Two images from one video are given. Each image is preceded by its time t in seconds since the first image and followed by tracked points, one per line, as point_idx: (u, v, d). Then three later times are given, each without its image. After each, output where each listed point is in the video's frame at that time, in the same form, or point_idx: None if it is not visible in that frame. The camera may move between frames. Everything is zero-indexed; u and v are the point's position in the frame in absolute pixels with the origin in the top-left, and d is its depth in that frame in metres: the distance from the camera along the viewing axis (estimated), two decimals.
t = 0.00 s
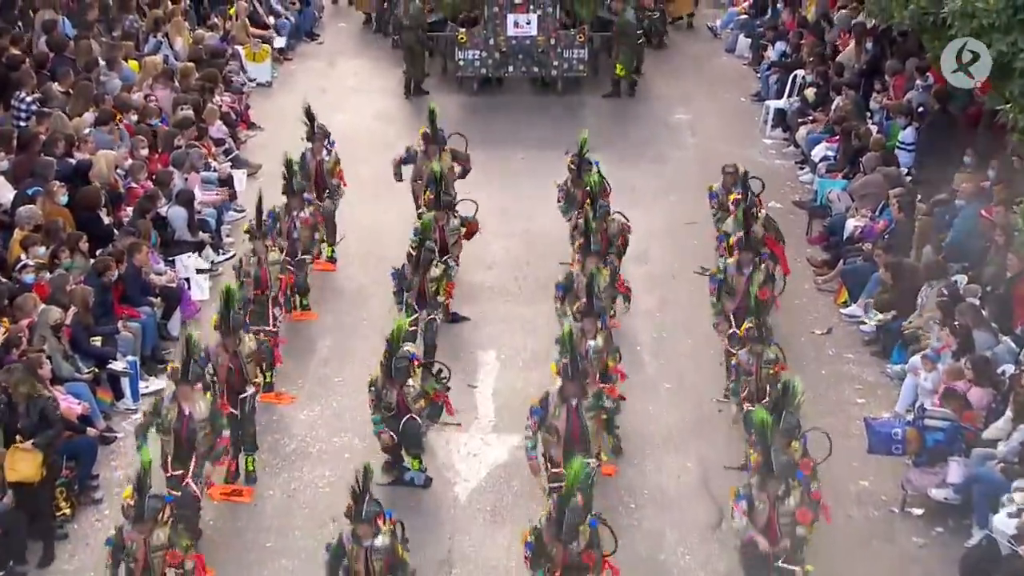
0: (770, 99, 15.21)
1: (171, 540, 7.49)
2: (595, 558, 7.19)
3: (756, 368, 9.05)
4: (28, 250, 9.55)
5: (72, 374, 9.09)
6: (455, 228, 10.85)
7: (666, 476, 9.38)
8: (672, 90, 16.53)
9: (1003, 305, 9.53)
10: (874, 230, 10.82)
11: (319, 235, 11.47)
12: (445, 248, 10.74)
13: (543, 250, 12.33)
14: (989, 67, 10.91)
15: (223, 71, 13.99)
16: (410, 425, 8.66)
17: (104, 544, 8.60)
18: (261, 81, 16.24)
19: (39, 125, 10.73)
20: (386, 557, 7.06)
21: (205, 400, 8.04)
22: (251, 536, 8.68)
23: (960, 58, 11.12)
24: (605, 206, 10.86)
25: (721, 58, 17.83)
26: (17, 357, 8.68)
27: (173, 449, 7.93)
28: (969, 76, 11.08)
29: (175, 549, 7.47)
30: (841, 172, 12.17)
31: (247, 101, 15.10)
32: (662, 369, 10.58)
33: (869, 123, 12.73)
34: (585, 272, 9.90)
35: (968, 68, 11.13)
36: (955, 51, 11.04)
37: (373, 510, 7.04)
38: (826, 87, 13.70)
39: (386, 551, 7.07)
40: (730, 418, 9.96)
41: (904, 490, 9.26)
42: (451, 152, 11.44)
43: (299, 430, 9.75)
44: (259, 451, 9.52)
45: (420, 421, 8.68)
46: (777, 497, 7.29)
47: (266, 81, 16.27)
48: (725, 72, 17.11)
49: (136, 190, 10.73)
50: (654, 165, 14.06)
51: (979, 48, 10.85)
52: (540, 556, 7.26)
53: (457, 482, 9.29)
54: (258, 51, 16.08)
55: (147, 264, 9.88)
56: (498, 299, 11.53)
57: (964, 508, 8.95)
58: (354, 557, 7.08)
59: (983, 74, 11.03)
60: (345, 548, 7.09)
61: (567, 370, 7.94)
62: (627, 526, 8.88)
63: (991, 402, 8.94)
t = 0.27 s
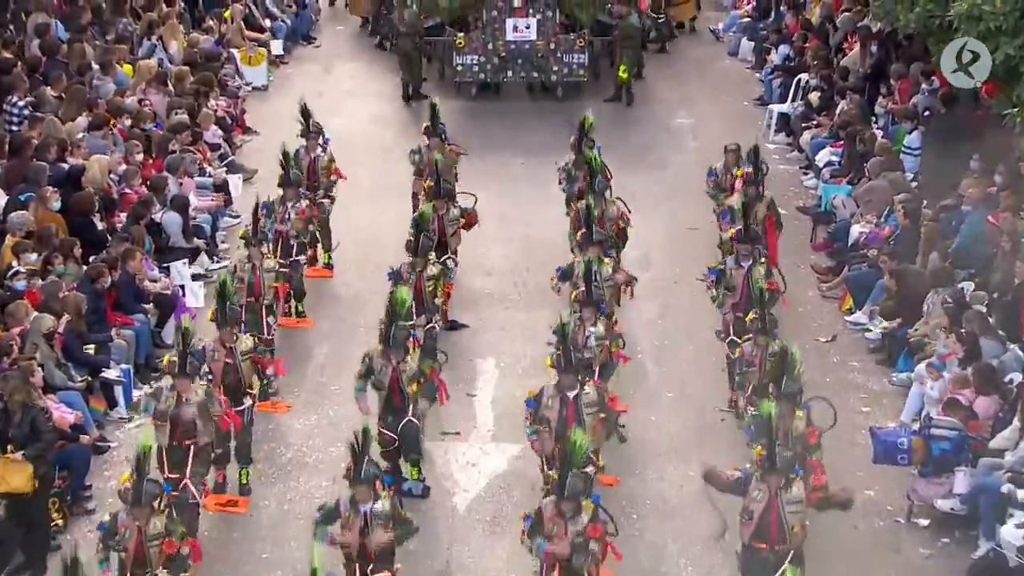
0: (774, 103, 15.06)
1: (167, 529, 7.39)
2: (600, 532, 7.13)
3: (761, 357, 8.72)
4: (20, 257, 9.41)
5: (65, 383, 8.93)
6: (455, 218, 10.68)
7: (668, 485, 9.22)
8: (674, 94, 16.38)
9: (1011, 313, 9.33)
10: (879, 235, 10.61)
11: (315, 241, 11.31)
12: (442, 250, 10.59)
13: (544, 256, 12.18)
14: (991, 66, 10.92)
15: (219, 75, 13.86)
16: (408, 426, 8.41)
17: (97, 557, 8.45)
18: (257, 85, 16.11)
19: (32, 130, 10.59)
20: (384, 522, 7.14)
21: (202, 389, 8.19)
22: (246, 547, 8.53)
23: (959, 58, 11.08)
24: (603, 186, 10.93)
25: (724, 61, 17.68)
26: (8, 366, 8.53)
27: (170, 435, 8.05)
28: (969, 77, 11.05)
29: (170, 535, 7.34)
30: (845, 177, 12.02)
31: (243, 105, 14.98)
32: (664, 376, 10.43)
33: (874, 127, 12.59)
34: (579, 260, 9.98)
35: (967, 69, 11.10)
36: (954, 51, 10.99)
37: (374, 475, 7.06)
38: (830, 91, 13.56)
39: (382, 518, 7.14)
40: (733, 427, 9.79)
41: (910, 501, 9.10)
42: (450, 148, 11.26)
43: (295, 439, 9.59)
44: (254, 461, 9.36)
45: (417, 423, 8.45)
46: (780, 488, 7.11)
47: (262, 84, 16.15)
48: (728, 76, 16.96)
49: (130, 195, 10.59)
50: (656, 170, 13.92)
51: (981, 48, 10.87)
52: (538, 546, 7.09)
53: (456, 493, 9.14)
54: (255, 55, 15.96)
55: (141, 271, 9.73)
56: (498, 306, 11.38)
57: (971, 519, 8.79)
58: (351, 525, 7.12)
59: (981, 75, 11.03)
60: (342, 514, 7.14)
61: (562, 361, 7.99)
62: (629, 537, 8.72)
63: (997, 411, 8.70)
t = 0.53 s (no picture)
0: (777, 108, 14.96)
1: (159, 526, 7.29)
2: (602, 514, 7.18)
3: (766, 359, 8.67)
4: (14, 263, 9.28)
5: (59, 392, 8.81)
6: (453, 214, 10.62)
7: (669, 494, 9.09)
8: (676, 98, 16.27)
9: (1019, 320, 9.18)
10: (884, 242, 10.55)
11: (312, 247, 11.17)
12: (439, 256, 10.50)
13: (544, 262, 12.07)
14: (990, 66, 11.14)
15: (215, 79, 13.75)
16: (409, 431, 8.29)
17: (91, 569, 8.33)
18: (254, 90, 16.01)
19: (26, 135, 10.47)
20: (383, 513, 7.24)
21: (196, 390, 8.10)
22: (241, 559, 8.40)
23: (959, 58, 11.30)
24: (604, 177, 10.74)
25: (727, 65, 17.58)
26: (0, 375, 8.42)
27: (166, 439, 7.95)
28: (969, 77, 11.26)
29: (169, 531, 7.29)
30: (849, 183, 11.90)
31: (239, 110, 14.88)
32: (666, 384, 10.30)
33: (879, 132, 12.44)
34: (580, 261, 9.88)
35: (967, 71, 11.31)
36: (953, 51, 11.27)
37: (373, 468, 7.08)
38: (834, 95, 13.45)
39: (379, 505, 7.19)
40: (736, 436, 9.66)
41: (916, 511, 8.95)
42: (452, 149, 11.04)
43: (292, 447, 9.46)
44: (251, 470, 9.22)
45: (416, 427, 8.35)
46: (784, 498, 6.99)
47: (258, 89, 16.08)
48: (732, 81, 16.84)
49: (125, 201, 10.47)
50: (658, 175, 13.80)
51: (981, 47, 11.09)
52: (535, 537, 7.16)
53: (456, 503, 9.01)
54: (251, 59, 15.86)
55: (136, 278, 9.60)
56: (497, 313, 11.26)
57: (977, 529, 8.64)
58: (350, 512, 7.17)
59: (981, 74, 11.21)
60: (344, 502, 7.18)
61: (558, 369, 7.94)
62: (630, 548, 8.59)
63: (1004, 420, 8.53)
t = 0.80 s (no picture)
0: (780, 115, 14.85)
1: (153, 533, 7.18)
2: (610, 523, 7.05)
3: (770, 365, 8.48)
4: (7, 273, 9.15)
5: (52, 404, 8.65)
6: (450, 218, 10.47)
7: (672, 506, 8.93)
8: (677, 106, 16.15)
9: None
10: (889, 251, 10.40)
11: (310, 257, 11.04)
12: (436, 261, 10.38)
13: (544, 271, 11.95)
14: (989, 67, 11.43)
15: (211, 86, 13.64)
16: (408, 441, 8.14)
17: None
18: (250, 97, 15.90)
19: (19, 143, 10.35)
20: (382, 525, 7.10)
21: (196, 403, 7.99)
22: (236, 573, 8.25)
23: (959, 59, 11.52)
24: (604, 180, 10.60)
25: (729, 72, 17.47)
26: None
27: (160, 451, 7.85)
28: (970, 76, 11.41)
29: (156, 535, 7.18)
30: (854, 192, 11.77)
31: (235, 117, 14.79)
32: (667, 395, 10.16)
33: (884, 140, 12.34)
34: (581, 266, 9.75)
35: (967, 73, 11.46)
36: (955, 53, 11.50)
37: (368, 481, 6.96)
38: (837, 103, 13.35)
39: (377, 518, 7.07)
40: (739, 449, 9.52)
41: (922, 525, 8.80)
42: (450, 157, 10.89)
43: (288, 460, 9.32)
44: (246, 483, 9.08)
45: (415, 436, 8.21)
46: (791, 513, 6.86)
47: (255, 96, 15.96)
48: (734, 88, 16.73)
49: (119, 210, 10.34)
50: (660, 183, 13.68)
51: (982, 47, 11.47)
52: (532, 547, 7.02)
53: (454, 516, 8.86)
54: (247, 66, 15.77)
55: (131, 289, 9.47)
56: (496, 323, 11.13)
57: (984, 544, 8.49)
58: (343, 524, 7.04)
59: (981, 74, 11.42)
60: (336, 515, 7.06)
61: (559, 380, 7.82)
62: (632, 562, 8.44)
63: (1010, 431, 8.41)
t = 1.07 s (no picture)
0: (784, 124, 14.76)
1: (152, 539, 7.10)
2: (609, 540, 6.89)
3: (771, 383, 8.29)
4: None
5: (46, 416, 8.54)
6: (449, 228, 10.40)
7: (674, 520, 8.80)
8: (679, 114, 16.04)
9: None
10: (893, 262, 10.23)
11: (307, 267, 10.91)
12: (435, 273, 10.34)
13: (544, 282, 11.82)
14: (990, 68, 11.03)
15: (207, 95, 13.53)
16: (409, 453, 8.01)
17: None
18: (246, 105, 15.80)
19: (14, 153, 10.23)
20: (376, 545, 6.97)
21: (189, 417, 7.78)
22: None
23: (959, 57, 11.12)
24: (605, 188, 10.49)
25: (732, 80, 17.36)
26: None
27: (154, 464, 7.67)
28: (969, 79, 11.07)
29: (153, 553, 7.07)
30: (858, 202, 11.64)
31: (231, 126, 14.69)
32: (669, 408, 10.02)
33: (888, 150, 12.23)
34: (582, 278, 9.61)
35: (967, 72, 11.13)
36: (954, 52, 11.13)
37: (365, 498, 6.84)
38: (841, 111, 13.25)
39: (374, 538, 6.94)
40: (742, 462, 9.38)
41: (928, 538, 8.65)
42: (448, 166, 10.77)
43: (285, 474, 9.18)
44: (242, 497, 8.93)
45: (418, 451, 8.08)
46: (794, 526, 6.75)
47: (252, 105, 15.84)
48: (737, 96, 16.62)
49: (113, 219, 10.23)
50: (662, 193, 13.56)
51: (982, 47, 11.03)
52: (532, 562, 6.88)
53: (453, 530, 8.72)
54: (244, 74, 15.66)
55: (126, 299, 9.34)
56: (496, 334, 11.00)
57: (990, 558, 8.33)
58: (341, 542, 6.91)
59: (981, 75, 11.05)
60: (333, 532, 6.95)
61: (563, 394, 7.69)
62: None
63: (1017, 444, 8.33)
